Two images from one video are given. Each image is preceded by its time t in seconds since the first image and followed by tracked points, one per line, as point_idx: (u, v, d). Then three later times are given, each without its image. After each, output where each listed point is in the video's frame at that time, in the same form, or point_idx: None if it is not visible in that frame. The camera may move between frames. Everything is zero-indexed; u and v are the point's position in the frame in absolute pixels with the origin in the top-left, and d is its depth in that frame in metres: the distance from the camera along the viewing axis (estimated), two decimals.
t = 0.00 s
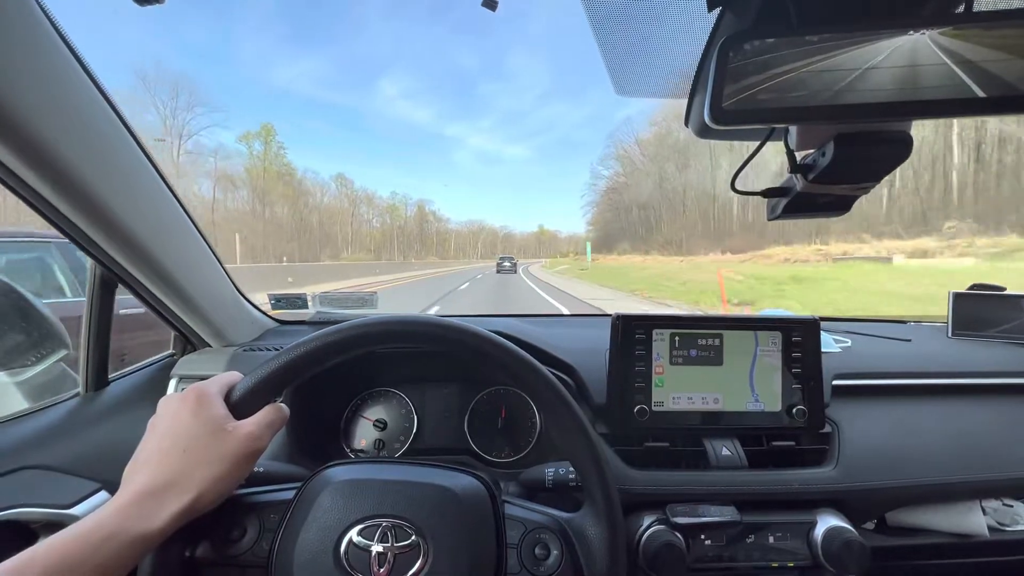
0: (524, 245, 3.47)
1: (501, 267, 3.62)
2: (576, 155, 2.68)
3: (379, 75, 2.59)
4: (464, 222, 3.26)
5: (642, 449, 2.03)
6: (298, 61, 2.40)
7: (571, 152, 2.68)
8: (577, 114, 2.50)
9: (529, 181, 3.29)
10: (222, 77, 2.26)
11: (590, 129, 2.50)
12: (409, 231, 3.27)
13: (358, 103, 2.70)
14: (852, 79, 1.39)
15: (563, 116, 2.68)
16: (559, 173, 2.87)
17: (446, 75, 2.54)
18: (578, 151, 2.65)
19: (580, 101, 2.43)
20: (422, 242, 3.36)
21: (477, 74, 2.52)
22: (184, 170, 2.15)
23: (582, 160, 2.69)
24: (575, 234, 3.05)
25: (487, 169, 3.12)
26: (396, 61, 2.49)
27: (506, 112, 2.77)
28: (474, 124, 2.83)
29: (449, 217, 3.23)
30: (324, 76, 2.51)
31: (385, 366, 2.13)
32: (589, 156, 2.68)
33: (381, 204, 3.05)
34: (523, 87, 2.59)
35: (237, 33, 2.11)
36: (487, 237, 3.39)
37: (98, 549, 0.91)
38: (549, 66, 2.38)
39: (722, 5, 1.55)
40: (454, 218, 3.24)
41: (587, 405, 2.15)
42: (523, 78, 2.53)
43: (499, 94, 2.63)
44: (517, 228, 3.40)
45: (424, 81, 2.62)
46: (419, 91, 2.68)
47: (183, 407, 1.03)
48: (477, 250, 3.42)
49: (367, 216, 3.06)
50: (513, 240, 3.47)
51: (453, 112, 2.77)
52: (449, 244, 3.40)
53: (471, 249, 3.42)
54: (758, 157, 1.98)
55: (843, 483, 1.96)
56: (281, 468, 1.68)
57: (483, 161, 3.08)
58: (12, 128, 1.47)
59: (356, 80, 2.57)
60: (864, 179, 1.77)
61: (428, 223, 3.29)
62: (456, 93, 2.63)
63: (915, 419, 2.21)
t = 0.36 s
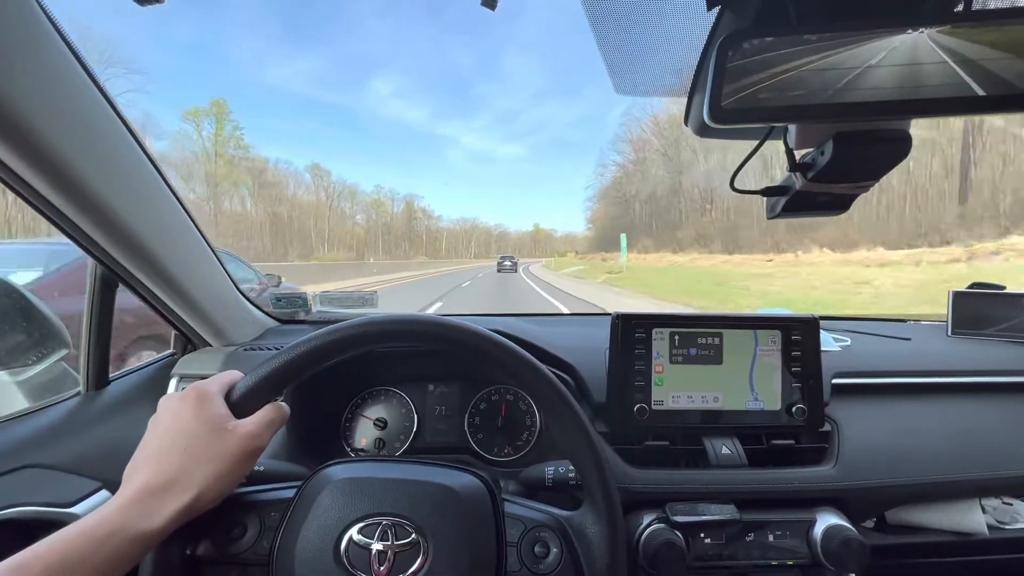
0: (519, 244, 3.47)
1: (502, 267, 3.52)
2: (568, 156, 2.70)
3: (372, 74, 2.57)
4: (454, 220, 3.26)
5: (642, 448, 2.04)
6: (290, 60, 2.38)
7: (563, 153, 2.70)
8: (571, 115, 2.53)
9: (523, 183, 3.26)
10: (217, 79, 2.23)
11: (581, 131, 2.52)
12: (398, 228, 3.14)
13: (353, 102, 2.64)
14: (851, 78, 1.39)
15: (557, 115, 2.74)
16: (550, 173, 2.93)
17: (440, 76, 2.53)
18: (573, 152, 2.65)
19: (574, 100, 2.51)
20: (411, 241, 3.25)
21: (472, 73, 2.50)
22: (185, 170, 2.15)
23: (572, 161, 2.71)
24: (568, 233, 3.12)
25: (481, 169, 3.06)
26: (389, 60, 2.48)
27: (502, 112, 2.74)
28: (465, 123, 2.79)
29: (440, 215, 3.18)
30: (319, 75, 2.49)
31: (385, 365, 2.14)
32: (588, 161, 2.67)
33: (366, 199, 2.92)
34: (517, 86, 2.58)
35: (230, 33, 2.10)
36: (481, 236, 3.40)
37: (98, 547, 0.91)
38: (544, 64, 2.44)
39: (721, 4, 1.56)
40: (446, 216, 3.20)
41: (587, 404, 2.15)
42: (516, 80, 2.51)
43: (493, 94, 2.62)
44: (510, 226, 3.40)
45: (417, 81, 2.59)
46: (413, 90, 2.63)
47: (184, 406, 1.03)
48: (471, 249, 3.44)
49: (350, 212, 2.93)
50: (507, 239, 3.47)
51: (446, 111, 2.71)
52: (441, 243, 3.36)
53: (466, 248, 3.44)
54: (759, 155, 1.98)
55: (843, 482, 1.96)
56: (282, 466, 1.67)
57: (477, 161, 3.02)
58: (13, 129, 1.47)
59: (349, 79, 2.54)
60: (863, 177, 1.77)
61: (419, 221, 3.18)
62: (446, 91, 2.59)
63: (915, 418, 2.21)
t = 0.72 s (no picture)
0: (512, 243, 3.37)
1: (502, 266, 3.40)
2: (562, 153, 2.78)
3: (364, 73, 2.52)
4: (445, 219, 3.24)
5: (641, 445, 2.03)
6: (287, 56, 2.32)
7: (552, 151, 2.83)
8: (563, 116, 2.63)
9: (519, 183, 3.19)
10: (206, 78, 2.22)
11: (575, 129, 2.59)
12: (383, 224, 3.09)
13: (343, 100, 2.59)
14: (849, 71, 1.39)
15: (550, 117, 2.74)
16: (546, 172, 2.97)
17: (433, 74, 2.51)
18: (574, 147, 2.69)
19: (565, 102, 2.61)
20: (396, 239, 3.20)
21: (465, 71, 2.51)
22: (182, 169, 2.13)
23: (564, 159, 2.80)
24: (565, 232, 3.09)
25: (478, 169, 3.03)
26: (380, 59, 2.44)
27: (495, 111, 2.77)
28: (461, 122, 2.77)
29: (427, 213, 3.13)
30: (310, 73, 2.44)
31: (384, 364, 2.13)
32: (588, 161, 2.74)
33: (346, 195, 2.85)
34: (510, 87, 2.65)
35: (222, 31, 2.10)
36: (473, 236, 3.35)
37: (94, 548, 0.91)
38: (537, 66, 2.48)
39: None
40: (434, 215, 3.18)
41: (586, 401, 2.15)
42: (507, 81, 2.60)
43: (488, 94, 2.65)
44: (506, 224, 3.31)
45: (412, 80, 2.58)
46: (405, 90, 2.62)
47: (179, 405, 1.02)
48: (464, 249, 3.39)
49: (326, 207, 2.79)
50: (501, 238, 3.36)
51: (441, 111, 2.71)
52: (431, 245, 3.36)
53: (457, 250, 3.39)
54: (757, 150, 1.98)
55: (842, 478, 1.95)
56: (280, 465, 1.67)
57: (472, 161, 2.97)
58: (8, 131, 1.46)
59: (344, 77, 2.50)
60: (862, 171, 1.77)
61: (407, 218, 3.15)
62: (441, 88, 2.57)
63: (914, 414, 2.21)
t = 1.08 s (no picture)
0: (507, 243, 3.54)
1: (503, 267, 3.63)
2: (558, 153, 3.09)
3: (358, 74, 2.56)
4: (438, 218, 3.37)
5: (644, 446, 2.02)
6: (277, 57, 2.33)
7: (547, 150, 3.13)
8: (559, 114, 2.80)
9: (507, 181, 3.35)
10: (205, 80, 2.23)
11: (569, 132, 2.80)
12: (368, 223, 3.14)
13: (335, 100, 2.65)
14: (851, 74, 1.39)
15: (546, 117, 2.88)
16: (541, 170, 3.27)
17: (426, 74, 2.55)
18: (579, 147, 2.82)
19: (560, 103, 2.74)
20: (383, 239, 3.24)
21: (458, 72, 2.53)
22: (184, 170, 2.13)
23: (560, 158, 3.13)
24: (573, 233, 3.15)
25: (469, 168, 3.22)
26: (373, 59, 2.46)
27: (489, 112, 2.83)
28: (454, 123, 2.89)
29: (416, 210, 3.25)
30: (301, 73, 2.46)
31: (387, 365, 2.13)
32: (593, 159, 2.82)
33: (327, 188, 2.86)
34: (505, 88, 2.66)
35: (212, 31, 2.04)
36: (467, 235, 3.53)
37: (99, 550, 0.91)
38: (532, 66, 2.47)
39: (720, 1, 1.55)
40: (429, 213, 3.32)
41: (588, 402, 2.15)
42: (501, 82, 2.59)
43: (483, 93, 2.68)
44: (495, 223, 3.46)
45: (406, 80, 2.61)
46: (399, 90, 2.67)
47: (184, 407, 1.03)
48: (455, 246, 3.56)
49: (302, 199, 2.75)
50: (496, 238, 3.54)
51: (436, 111, 2.80)
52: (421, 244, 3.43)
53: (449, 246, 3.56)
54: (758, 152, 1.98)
55: (843, 479, 1.96)
56: (283, 467, 1.67)
57: (462, 161, 3.18)
58: (13, 133, 1.46)
59: (336, 78, 2.53)
60: (864, 173, 1.77)
61: (395, 216, 3.25)
62: (434, 89, 2.64)
63: (916, 415, 2.21)
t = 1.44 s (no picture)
0: (501, 244, 3.57)
1: (504, 267, 3.73)
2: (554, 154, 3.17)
3: (349, 74, 2.62)
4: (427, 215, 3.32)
5: (643, 447, 2.03)
6: (267, 58, 2.37)
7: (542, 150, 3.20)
8: (549, 116, 2.86)
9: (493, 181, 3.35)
10: (198, 81, 2.23)
11: (561, 131, 2.91)
12: (350, 221, 2.99)
13: (328, 101, 2.71)
14: (848, 75, 1.40)
15: (534, 119, 2.91)
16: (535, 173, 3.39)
17: (418, 74, 2.63)
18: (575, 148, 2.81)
19: (553, 102, 2.77)
20: (366, 239, 3.00)
21: (455, 73, 2.62)
22: (185, 171, 2.13)
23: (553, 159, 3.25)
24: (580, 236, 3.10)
25: (461, 170, 3.17)
26: (368, 59, 2.52)
27: (482, 113, 2.85)
28: (446, 123, 2.93)
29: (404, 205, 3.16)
30: (293, 74, 2.51)
31: (386, 367, 2.13)
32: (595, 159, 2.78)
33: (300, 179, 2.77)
34: (496, 89, 2.66)
35: (202, 32, 2.02)
36: (460, 234, 3.51)
37: (98, 551, 0.91)
38: (527, 65, 2.48)
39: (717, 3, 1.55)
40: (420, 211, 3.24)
41: (587, 403, 2.15)
42: (496, 82, 2.60)
43: (472, 95, 2.72)
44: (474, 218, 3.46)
45: (394, 81, 2.70)
46: (390, 90, 2.76)
47: (184, 409, 1.03)
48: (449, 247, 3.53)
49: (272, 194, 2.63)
50: (489, 238, 3.56)
51: (426, 112, 2.88)
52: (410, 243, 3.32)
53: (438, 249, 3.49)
54: (756, 153, 1.99)
55: (842, 479, 1.96)
56: (282, 469, 1.67)
57: (460, 163, 3.12)
58: (12, 136, 1.47)
59: (326, 79, 2.59)
60: (861, 174, 1.77)
61: (381, 214, 3.13)
62: (422, 91, 2.73)
63: (915, 415, 2.21)
